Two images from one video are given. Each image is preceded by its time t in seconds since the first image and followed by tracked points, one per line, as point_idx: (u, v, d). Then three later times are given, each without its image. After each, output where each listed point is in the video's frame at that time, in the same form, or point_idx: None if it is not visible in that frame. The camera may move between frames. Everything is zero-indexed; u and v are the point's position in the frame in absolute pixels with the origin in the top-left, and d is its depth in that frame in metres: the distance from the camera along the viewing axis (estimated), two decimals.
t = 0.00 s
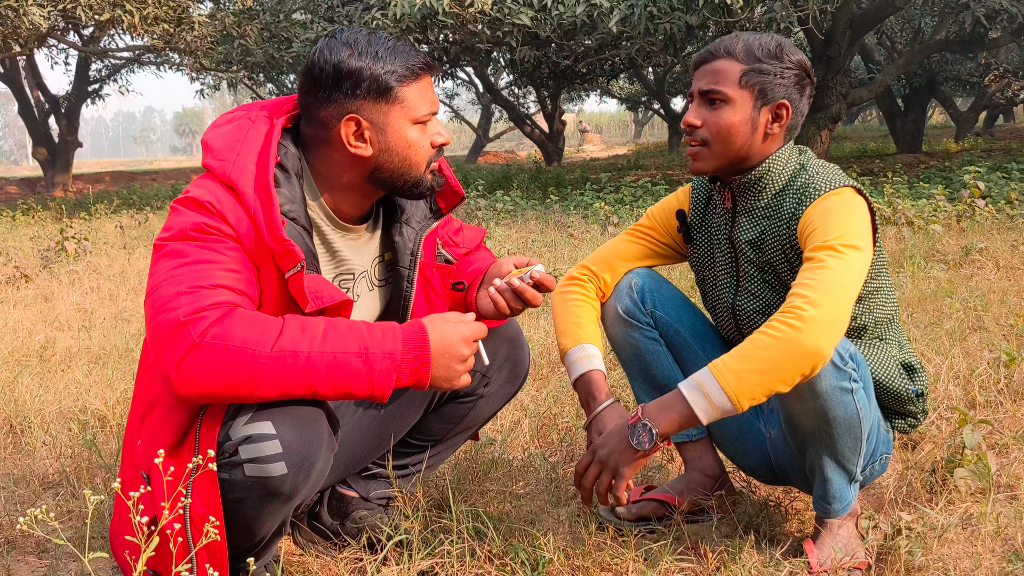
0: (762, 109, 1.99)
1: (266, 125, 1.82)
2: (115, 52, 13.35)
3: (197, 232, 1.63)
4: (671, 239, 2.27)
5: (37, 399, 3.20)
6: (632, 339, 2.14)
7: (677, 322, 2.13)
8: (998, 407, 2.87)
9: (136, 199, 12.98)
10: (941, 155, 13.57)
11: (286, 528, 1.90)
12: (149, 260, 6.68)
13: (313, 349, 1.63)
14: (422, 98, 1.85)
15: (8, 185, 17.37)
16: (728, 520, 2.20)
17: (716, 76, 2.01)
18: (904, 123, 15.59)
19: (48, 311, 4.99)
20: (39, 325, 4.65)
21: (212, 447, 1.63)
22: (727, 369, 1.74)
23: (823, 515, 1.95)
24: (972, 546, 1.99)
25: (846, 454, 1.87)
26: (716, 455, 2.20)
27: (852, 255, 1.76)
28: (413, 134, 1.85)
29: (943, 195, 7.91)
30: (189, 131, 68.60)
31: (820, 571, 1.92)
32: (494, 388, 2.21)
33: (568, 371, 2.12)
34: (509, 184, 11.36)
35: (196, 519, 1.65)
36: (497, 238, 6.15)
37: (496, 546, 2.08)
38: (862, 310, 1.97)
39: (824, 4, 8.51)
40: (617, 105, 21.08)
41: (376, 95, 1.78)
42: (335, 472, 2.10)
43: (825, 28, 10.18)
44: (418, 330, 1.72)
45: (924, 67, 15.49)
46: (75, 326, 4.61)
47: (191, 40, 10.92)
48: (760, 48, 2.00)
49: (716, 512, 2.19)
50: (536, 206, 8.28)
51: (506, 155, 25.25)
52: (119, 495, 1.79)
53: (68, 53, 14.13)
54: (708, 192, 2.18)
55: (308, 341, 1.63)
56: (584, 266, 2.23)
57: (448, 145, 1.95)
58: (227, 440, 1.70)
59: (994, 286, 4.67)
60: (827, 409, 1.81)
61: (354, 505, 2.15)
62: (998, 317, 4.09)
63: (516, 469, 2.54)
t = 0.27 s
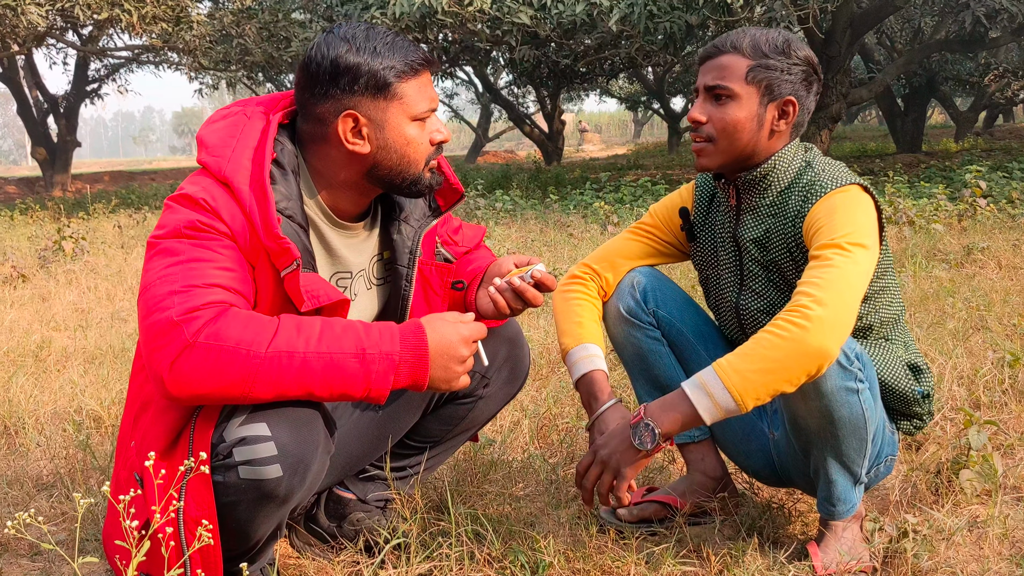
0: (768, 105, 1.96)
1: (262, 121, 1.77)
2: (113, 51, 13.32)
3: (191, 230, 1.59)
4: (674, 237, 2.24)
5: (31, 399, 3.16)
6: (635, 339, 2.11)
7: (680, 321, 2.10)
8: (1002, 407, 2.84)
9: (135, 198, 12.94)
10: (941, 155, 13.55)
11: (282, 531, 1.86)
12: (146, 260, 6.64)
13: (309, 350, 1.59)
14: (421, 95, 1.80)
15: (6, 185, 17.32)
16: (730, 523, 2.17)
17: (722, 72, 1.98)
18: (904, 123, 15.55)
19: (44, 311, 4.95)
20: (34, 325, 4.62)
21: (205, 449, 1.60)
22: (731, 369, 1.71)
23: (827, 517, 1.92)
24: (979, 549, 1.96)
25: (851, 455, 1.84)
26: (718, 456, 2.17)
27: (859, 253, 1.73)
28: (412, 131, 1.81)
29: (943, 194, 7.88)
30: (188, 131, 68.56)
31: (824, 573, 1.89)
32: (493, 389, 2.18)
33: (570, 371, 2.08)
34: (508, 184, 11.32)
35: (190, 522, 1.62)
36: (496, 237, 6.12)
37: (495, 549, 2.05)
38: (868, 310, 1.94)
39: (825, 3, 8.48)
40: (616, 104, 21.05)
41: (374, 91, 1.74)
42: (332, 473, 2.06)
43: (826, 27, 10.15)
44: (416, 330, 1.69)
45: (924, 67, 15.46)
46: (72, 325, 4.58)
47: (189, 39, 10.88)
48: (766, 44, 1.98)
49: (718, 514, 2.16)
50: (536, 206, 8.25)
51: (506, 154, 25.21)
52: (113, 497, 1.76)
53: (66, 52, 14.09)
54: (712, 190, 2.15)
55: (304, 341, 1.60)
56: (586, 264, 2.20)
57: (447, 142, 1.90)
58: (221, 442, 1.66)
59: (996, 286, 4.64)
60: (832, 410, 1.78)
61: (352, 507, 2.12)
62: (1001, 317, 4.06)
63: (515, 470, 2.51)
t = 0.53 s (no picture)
0: (774, 103, 1.95)
1: (261, 117, 1.75)
2: (112, 51, 13.30)
3: (188, 226, 1.58)
4: (677, 235, 2.23)
5: (28, 399, 3.14)
6: (637, 337, 2.10)
7: (682, 320, 2.09)
8: (1005, 406, 2.83)
9: (133, 198, 12.92)
10: (941, 154, 13.54)
11: (280, 531, 1.85)
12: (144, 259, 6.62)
13: (307, 348, 1.57)
14: (421, 92, 1.78)
15: (5, 185, 17.30)
16: (732, 522, 2.15)
17: (728, 68, 1.96)
18: (904, 122, 15.53)
19: (42, 311, 4.93)
20: (32, 324, 4.60)
21: (202, 448, 1.58)
22: (736, 366, 1.70)
23: (829, 517, 1.91)
24: (983, 549, 1.94)
25: (853, 455, 1.83)
26: (719, 456, 2.17)
27: (865, 252, 1.72)
28: (412, 129, 1.79)
29: (943, 193, 7.87)
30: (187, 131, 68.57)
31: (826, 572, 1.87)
32: (493, 388, 2.16)
33: (571, 369, 2.07)
34: (508, 183, 11.29)
35: (187, 522, 1.60)
36: (495, 237, 6.10)
37: (494, 550, 2.03)
38: (872, 309, 1.93)
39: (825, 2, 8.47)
40: (616, 104, 21.04)
41: (374, 88, 1.72)
42: (331, 473, 2.05)
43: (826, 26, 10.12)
44: (416, 329, 1.67)
45: (924, 66, 15.45)
46: (69, 325, 4.56)
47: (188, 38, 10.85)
48: (773, 41, 1.96)
49: (719, 513, 2.14)
50: (535, 205, 8.23)
51: (505, 154, 25.19)
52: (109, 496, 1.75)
53: (65, 51, 14.06)
54: (716, 188, 2.14)
55: (302, 340, 1.58)
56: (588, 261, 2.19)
57: (447, 140, 1.89)
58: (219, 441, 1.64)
59: (997, 284, 4.63)
60: (834, 408, 1.77)
61: (351, 507, 2.11)
62: (1002, 316, 4.05)
63: (515, 470, 2.49)
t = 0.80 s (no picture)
0: (778, 109, 1.93)
1: (262, 117, 1.75)
2: (112, 51, 13.30)
3: (189, 226, 1.58)
4: (679, 234, 2.23)
5: (28, 399, 3.14)
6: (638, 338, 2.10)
7: (683, 320, 2.08)
8: (1004, 406, 2.83)
9: (133, 198, 12.92)
10: (941, 154, 13.54)
11: (280, 531, 1.85)
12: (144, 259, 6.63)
13: (308, 349, 1.58)
14: (420, 92, 1.78)
15: (4, 185, 17.29)
16: (731, 522, 2.15)
17: (732, 74, 1.94)
18: (903, 122, 15.54)
19: (42, 311, 4.93)
20: (31, 324, 4.60)
21: (203, 447, 1.59)
22: (739, 340, 1.72)
23: (828, 516, 1.91)
24: (983, 549, 1.94)
25: (852, 455, 1.83)
26: (719, 456, 2.18)
27: (869, 255, 1.73)
28: (412, 129, 1.79)
29: (943, 194, 7.87)
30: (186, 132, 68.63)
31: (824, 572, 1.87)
32: (494, 389, 2.17)
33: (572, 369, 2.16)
34: (507, 184, 11.29)
35: (187, 522, 1.60)
36: (495, 237, 6.11)
37: (494, 549, 2.03)
38: (872, 309, 1.93)
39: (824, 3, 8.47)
40: (615, 104, 21.05)
41: (374, 88, 1.73)
42: (331, 474, 2.05)
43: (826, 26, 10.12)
44: (416, 329, 1.67)
45: (923, 67, 15.45)
46: (69, 325, 4.56)
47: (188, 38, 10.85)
48: (775, 45, 1.94)
49: (719, 513, 2.14)
50: (534, 206, 8.23)
51: (505, 154, 25.21)
52: (109, 496, 1.75)
53: (65, 51, 14.06)
54: (718, 188, 2.15)
55: (303, 340, 1.58)
56: (589, 260, 2.20)
57: (447, 140, 1.89)
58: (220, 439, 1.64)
59: (997, 285, 4.64)
60: (832, 408, 1.77)
61: (351, 507, 2.10)
62: (1002, 316, 4.05)
63: (514, 469, 2.50)
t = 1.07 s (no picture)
0: (787, 112, 1.95)
1: (262, 122, 1.77)
2: (112, 52, 13.33)
3: (190, 230, 1.59)
4: (680, 236, 2.25)
5: (29, 400, 3.16)
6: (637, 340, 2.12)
7: (681, 322, 2.11)
8: (999, 407, 2.85)
9: (133, 199, 12.95)
10: (939, 155, 13.55)
11: (281, 532, 1.86)
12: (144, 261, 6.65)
13: (308, 352, 1.59)
14: (420, 97, 1.80)
15: (4, 186, 17.31)
16: (727, 523, 2.17)
17: (746, 71, 1.96)
18: (902, 123, 15.56)
19: (43, 312, 4.95)
20: (32, 326, 4.61)
21: (204, 450, 1.60)
22: (729, 342, 1.74)
23: (822, 517, 1.93)
24: (977, 548, 1.96)
25: (845, 455, 1.85)
26: (717, 457, 2.20)
27: (865, 259, 1.75)
28: (412, 133, 1.80)
29: (941, 195, 7.88)
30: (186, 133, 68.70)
31: (819, 572, 1.89)
32: (492, 391, 2.19)
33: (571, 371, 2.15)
34: (506, 185, 11.31)
35: (188, 523, 1.62)
36: (494, 238, 6.13)
37: (493, 550, 2.05)
38: (871, 313, 1.95)
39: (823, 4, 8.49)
40: (614, 105, 21.07)
41: (373, 93, 1.74)
42: (330, 475, 2.06)
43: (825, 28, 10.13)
44: (415, 332, 1.68)
45: (922, 68, 15.47)
46: (70, 326, 4.58)
47: (188, 39, 10.88)
48: (793, 49, 1.95)
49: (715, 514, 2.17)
50: (533, 207, 8.25)
51: (504, 155, 25.23)
52: (111, 497, 1.77)
53: (65, 53, 14.07)
54: (720, 190, 2.16)
55: (303, 343, 1.60)
56: (589, 262, 2.22)
57: (447, 144, 1.90)
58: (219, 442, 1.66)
59: (994, 286, 4.65)
60: (824, 410, 1.79)
61: (350, 508, 2.12)
62: (998, 318, 4.07)
63: (513, 470, 2.51)
